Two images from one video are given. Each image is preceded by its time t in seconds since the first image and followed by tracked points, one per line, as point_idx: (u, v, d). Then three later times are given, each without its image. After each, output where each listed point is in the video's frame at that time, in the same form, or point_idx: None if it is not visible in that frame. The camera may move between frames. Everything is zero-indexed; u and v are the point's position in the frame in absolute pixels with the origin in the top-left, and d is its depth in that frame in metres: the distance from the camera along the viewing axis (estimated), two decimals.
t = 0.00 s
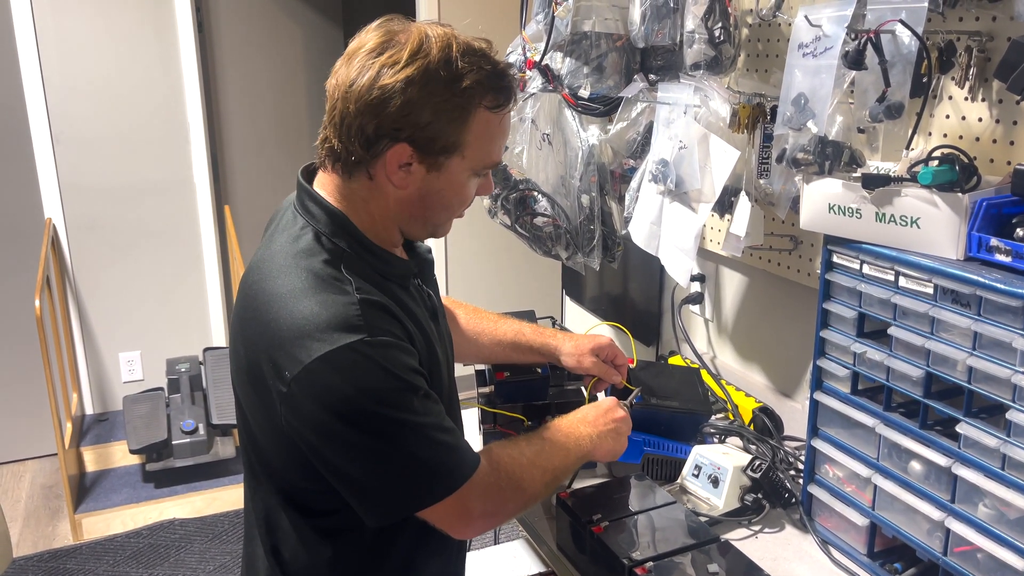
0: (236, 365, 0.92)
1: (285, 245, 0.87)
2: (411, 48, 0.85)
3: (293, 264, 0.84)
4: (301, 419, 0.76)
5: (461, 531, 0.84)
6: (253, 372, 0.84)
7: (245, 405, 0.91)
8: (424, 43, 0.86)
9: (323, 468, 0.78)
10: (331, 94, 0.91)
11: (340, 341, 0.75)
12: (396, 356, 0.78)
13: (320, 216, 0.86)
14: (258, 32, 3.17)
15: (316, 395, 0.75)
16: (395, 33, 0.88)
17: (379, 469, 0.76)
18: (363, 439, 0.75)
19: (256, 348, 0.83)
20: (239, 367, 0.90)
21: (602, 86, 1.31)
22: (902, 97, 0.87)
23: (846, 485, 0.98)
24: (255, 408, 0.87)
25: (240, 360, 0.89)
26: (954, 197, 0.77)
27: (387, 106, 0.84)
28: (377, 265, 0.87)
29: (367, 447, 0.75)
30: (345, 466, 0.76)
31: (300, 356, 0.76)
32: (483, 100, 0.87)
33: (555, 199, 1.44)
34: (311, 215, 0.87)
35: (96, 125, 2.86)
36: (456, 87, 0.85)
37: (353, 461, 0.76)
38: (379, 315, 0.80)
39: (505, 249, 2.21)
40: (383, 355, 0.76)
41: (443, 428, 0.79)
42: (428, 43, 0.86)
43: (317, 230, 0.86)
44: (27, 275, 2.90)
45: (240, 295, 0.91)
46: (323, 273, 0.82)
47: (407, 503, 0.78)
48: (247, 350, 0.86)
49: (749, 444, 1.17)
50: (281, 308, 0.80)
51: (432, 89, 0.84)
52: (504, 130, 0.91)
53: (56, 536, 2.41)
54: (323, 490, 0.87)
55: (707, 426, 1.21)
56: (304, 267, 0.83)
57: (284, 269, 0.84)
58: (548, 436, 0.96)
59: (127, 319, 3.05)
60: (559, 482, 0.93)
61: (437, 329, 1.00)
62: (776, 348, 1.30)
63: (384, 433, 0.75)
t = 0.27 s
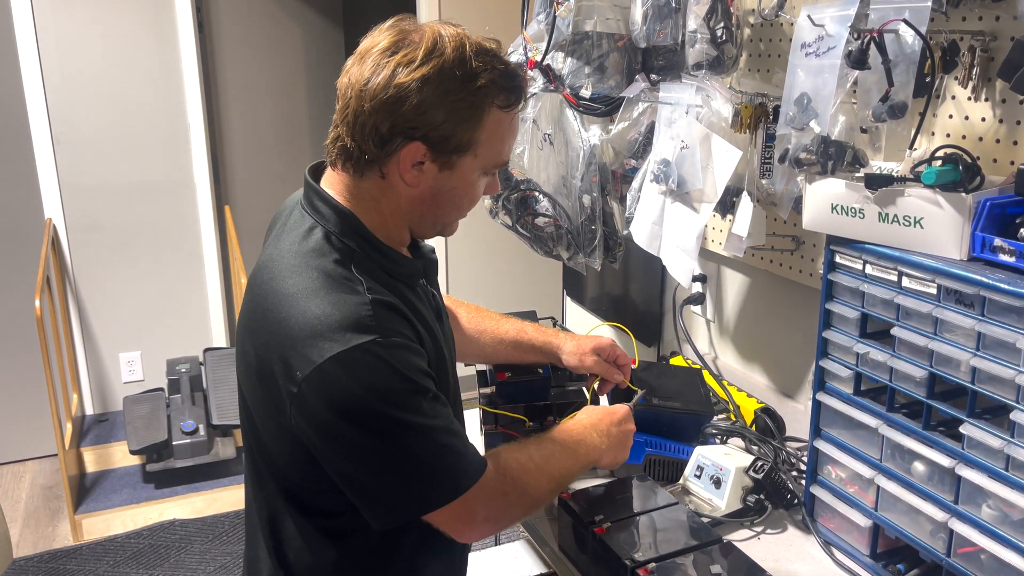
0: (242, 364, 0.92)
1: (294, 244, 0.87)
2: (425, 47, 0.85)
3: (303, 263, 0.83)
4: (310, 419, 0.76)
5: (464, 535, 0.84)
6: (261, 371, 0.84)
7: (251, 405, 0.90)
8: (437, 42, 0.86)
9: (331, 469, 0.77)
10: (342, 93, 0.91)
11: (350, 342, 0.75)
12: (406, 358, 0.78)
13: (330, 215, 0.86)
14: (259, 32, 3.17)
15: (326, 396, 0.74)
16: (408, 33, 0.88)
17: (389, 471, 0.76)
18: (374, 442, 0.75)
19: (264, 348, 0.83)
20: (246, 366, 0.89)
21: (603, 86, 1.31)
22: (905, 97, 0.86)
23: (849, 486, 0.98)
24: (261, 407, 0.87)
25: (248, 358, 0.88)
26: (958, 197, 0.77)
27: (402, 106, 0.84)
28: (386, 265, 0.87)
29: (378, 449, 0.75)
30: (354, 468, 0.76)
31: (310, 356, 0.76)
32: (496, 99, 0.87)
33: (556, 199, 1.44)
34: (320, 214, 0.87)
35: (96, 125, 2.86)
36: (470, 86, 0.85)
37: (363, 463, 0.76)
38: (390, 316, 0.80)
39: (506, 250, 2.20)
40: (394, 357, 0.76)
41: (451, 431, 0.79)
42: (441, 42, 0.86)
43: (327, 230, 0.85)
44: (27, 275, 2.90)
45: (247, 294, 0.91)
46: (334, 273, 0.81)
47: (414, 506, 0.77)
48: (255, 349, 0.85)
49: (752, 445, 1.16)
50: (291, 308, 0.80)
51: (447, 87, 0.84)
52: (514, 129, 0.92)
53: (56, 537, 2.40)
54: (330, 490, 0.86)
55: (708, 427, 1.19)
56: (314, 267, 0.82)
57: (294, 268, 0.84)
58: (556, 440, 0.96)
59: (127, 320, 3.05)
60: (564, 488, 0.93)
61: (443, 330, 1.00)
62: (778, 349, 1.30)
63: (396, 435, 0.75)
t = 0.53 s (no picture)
0: (250, 362, 0.91)
1: (305, 244, 0.86)
2: (441, 48, 0.86)
3: (315, 263, 0.83)
4: (320, 420, 0.75)
5: (464, 545, 0.84)
6: (271, 370, 0.84)
7: (259, 403, 0.90)
8: (453, 43, 0.87)
9: (339, 471, 0.77)
10: (355, 93, 0.90)
11: (362, 344, 0.75)
12: (417, 361, 0.78)
13: (341, 215, 0.86)
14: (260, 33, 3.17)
15: (337, 397, 0.74)
16: (423, 34, 0.88)
17: (400, 474, 0.76)
18: (385, 444, 0.75)
19: (275, 347, 0.82)
20: (255, 365, 0.89)
21: (606, 86, 1.29)
22: (909, 98, 0.86)
23: (851, 487, 0.98)
24: (270, 406, 0.86)
25: (257, 357, 0.88)
26: (962, 199, 0.77)
27: (417, 106, 0.84)
28: (396, 267, 0.87)
29: (389, 451, 0.75)
30: (364, 469, 0.76)
31: (322, 357, 0.75)
32: (509, 101, 0.88)
33: (558, 200, 1.46)
34: (332, 213, 0.86)
35: (96, 125, 2.85)
36: (484, 87, 0.86)
37: (373, 465, 0.75)
38: (401, 318, 0.80)
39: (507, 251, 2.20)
40: (405, 360, 0.76)
41: (459, 436, 0.79)
42: (456, 43, 0.87)
43: (339, 231, 0.85)
44: (27, 275, 2.90)
45: (257, 292, 0.90)
46: (346, 274, 0.81)
47: (422, 510, 0.77)
48: (265, 348, 0.85)
49: (754, 446, 1.16)
50: (302, 308, 0.80)
51: (462, 89, 0.84)
52: (525, 132, 0.93)
53: (56, 538, 2.41)
54: (338, 489, 0.86)
55: (711, 428, 1.19)
56: (326, 267, 0.82)
57: (305, 268, 0.83)
58: (558, 447, 0.95)
59: (128, 320, 3.05)
60: (567, 494, 0.93)
61: (450, 332, 1.00)
62: (781, 351, 1.30)
63: (406, 438, 0.75)
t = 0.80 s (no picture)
0: (256, 359, 0.91)
1: (313, 242, 0.86)
2: (452, 48, 0.86)
3: (322, 261, 0.83)
4: (328, 418, 0.75)
5: (468, 543, 0.85)
6: (278, 368, 0.83)
7: (264, 401, 0.90)
8: (464, 44, 0.87)
9: (346, 469, 0.77)
10: (365, 92, 0.91)
11: (371, 342, 0.74)
12: (425, 360, 0.78)
13: (349, 214, 0.86)
14: (259, 32, 3.16)
15: (345, 396, 0.74)
16: (435, 35, 0.88)
17: (407, 472, 0.76)
18: (392, 442, 0.75)
19: (282, 345, 0.82)
20: (261, 363, 0.89)
21: (607, 86, 1.29)
22: (912, 99, 0.86)
23: (853, 488, 0.98)
24: (276, 404, 0.86)
25: (264, 355, 0.88)
26: (965, 200, 0.77)
27: (427, 105, 0.84)
28: (403, 266, 0.87)
29: (397, 449, 0.75)
30: (372, 468, 0.76)
31: (330, 355, 0.75)
32: (519, 102, 0.88)
33: (559, 200, 1.46)
34: (339, 212, 0.87)
35: (96, 124, 2.85)
36: (495, 87, 0.85)
37: (381, 463, 0.75)
38: (409, 317, 0.80)
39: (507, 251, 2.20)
40: (414, 358, 0.76)
41: (466, 435, 0.79)
42: (467, 44, 0.87)
43: (347, 228, 0.85)
44: (26, 274, 2.90)
45: (263, 290, 0.90)
46: (353, 272, 0.81)
47: (428, 509, 0.77)
48: (272, 346, 0.85)
49: (755, 447, 1.15)
50: (310, 306, 0.80)
51: (473, 89, 0.84)
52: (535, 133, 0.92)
53: (55, 538, 2.41)
54: (344, 488, 0.86)
55: (712, 428, 1.18)
56: (334, 265, 0.82)
57: (313, 265, 0.83)
58: (562, 440, 0.95)
59: (127, 319, 3.05)
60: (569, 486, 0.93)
61: (455, 331, 1.00)
62: (782, 352, 1.29)
63: (415, 436, 0.75)
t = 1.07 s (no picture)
0: (256, 359, 0.91)
1: (313, 241, 0.86)
2: (449, 46, 0.86)
3: (323, 260, 0.83)
4: (330, 417, 0.75)
5: (472, 540, 0.85)
6: (279, 367, 0.83)
7: (265, 401, 0.90)
8: (461, 41, 0.87)
9: (348, 468, 0.77)
10: (363, 91, 0.91)
11: (372, 340, 0.74)
12: (426, 358, 0.78)
13: (349, 213, 0.86)
14: (259, 31, 3.16)
15: (346, 394, 0.74)
16: (432, 33, 0.89)
17: (409, 470, 0.76)
18: (394, 441, 0.75)
19: (283, 345, 0.82)
20: (262, 363, 0.89)
21: (608, 87, 1.29)
22: (913, 100, 0.87)
23: (853, 488, 0.98)
24: (277, 404, 0.86)
25: (265, 355, 0.88)
26: (966, 201, 0.77)
27: (423, 103, 0.84)
28: (404, 264, 0.87)
29: (398, 448, 0.75)
30: (374, 466, 0.76)
31: (331, 353, 0.75)
32: (517, 99, 0.88)
33: (559, 200, 1.46)
34: (340, 211, 0.86)
35: (95, 123, 2.85)
36: (491, 84, 0.85)
37: (383, 462, 0.75)
38: (410, 315, 0.80)
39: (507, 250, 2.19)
40: (415, 357, 0.76)
41: (467, 433, 0.79)
42: (464, 41, 0.87)
43: (347, 227, 0.85)
44: (25, 273, 2.89)
45: (263, 290, 0.90)
46: (355, 271, 0.81)
47: (430, 507, 0.77)
48: (273, 346, 0.85)
49: (755, 447, 1.16)
50: (311, 305, 0.80)
51: (469, 86, 0.84)
52: (534, 131, 0.92)
53: (53, 537, 2.40)
54: (345, 487, 0.86)
55: (712, 429, 1.18)
56: (335, 264, 0.82)
57: (313, 265, 0.83)
58: (568, 441, 0.96)
59: (126, 319, 3.04)
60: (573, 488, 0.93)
61: (456, 330, 1.00)
62: (782, 351, 1.30)
63: (416, 434, 0.75)
